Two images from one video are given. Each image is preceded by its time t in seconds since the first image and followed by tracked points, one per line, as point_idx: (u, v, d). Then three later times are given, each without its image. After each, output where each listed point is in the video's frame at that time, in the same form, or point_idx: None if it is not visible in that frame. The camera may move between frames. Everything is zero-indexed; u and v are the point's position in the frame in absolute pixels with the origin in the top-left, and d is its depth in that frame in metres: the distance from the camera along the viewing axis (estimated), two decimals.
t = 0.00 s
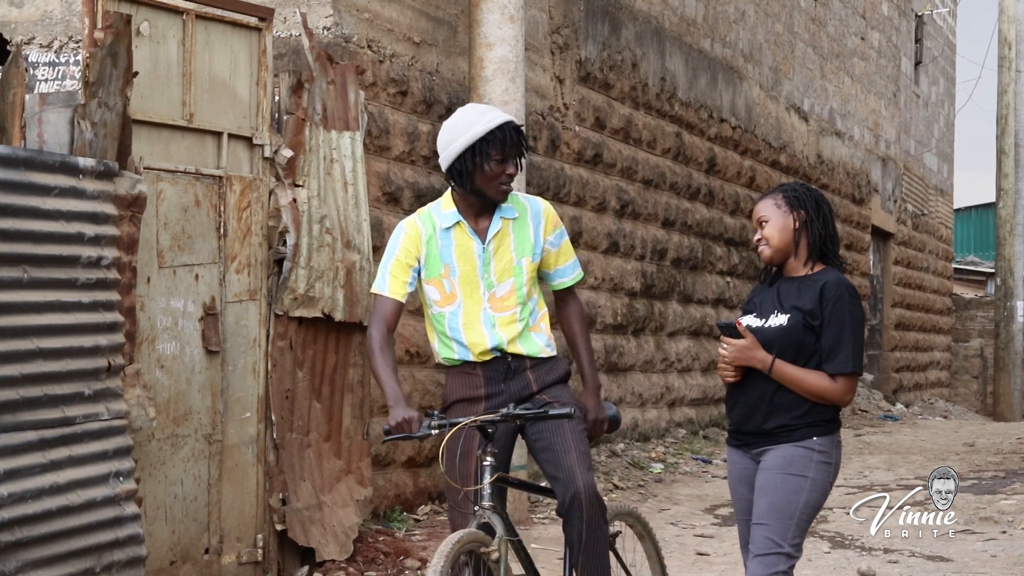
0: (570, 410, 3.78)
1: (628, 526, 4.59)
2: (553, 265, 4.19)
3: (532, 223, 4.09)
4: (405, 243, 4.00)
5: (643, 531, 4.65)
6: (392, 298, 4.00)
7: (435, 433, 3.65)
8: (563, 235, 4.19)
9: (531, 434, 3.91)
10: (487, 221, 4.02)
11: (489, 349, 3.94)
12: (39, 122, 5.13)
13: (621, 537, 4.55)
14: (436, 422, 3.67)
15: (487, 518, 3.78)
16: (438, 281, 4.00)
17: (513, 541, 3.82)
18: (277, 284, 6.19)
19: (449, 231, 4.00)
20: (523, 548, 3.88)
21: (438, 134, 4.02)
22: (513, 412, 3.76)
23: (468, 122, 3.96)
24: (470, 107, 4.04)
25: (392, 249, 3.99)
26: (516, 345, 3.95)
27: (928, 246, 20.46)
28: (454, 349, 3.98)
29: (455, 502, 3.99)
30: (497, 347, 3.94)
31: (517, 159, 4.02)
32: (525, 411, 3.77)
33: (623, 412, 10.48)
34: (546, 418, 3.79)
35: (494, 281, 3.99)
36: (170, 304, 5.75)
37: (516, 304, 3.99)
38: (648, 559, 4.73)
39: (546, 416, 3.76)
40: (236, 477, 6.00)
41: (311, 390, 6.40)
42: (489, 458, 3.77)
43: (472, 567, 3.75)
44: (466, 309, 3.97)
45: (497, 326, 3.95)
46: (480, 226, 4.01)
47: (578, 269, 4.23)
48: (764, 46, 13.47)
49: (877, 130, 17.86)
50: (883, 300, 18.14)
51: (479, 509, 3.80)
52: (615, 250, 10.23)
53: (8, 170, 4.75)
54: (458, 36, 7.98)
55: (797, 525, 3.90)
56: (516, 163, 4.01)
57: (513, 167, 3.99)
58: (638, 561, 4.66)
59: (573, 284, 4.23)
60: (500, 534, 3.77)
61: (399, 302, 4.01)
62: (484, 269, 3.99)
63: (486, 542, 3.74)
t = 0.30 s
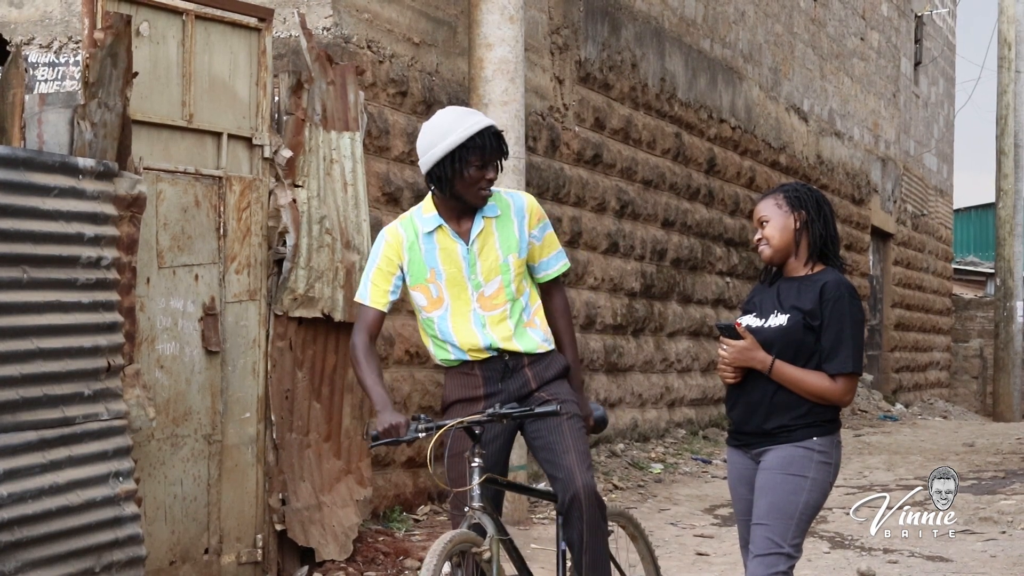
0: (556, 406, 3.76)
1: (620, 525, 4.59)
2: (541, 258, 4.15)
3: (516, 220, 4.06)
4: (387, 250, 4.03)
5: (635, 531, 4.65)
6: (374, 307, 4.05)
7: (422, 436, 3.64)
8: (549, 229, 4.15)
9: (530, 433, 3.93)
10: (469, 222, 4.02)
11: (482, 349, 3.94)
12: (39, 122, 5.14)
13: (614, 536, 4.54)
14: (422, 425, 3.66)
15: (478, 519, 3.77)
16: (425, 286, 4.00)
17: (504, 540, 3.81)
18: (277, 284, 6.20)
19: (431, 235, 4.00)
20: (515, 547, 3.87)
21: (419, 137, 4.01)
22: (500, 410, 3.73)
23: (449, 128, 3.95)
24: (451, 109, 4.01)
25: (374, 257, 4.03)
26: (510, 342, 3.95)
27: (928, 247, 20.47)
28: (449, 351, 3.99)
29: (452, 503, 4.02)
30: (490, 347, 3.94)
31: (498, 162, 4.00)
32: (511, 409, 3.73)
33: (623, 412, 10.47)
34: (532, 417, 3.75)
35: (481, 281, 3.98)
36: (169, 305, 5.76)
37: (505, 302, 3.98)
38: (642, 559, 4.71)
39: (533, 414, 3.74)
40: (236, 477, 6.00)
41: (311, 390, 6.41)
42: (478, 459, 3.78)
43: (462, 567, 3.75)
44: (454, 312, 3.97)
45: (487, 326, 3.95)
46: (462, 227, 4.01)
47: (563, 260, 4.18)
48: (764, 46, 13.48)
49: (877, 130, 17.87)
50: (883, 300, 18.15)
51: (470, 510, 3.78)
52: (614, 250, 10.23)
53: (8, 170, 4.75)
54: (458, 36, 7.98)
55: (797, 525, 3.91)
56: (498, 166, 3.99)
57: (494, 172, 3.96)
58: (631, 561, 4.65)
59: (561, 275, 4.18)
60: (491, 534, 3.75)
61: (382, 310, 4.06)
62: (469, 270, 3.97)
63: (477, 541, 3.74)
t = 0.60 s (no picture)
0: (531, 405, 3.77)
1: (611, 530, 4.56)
2: (538, 258, 4.19)
3: (509, 226, 4.09)
4: (379, 263, 4.05)
5: (627, 536, 4.61)
6: (364, 321, 4.08)
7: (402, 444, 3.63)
8: (543, 229, 4.18)
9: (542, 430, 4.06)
10: (460, 232, 4.03)
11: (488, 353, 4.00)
12: (39, 122, 5.14)
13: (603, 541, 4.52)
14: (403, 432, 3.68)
15: (463, 522, 3.78)
16: (423, 297, 4.04)
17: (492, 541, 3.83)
18: (277, 284, 6.20)
19: (423, 247, 4.02)
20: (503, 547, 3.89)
21: (404, 153, 4.01)
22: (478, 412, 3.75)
23: (433, 143, 3.95)
24: (436, 123, 4.01)
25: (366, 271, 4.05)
26: (517, 344, 4.01)
27: (928, 247, 20.47)
28: (456, 356, 4.05)
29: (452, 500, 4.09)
30: (496, 351, 4.00)
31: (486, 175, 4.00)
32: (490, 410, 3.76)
33: (623, 412, 10.47)
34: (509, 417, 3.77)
35: (478, 289, 4.02)
36: (169, 305, 5.75)
37: (505, 306, 4.03)
38: (634, 562, 4.69)
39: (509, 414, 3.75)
40: (236, 478, 6.00)
41: (311, 390, 6.41)
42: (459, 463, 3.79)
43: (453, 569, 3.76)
44: (455, 321, 4.02)
45: (489, 331, 4.01)
46: (454, 237, 4.02)
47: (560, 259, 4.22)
48: (764, 46, 13.49)
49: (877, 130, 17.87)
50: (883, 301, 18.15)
51: (455, 512, 3.79)
52: (614, 250, 10.23)
53: (8, 170, 4.75)
54: (458, 37, 7.98)
55: (797, 525, 3.91)
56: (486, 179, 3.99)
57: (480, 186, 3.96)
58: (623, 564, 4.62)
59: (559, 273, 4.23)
60: (477, 535, 3.77)
61: (373, 324, 4.08)
62: (465, 278, 4.01)
63: (464, 543, 3.75)
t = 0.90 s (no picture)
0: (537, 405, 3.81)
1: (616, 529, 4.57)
2: (548, 263, 4.23)
3: (518, 233, 4.12)
4: (388, 269, 4.10)
5: (632, 535, 4.62)
6: (375, 324, 4.11)
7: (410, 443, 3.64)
8: (553, 235, 4.21)
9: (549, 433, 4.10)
10: (469, 239, 4.07)
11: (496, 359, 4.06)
12: (40, 122, 5.14)
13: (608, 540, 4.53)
14: (409, 431, 3.70)
15: (469, 521, 3.78)
16: (431, 303, 4.09)
17: (496, 541, 3.83)
18: (278, 284, 6.19)
19: (432, 254, 4.07)
20: (506, 547, 3.90)
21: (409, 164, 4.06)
22: (484, 412, 3.78)
23: (437, 154, 3.99)
24: (439, 135, 4.06)
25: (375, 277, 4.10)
26: (525, 349, 4.06)
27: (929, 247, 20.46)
28: (465, 361, 4.11)
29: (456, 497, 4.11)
30: (504, 356, 4.05)
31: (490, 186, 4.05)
32: (496, 410, 3.80)
33: (623, 412, 10.47)
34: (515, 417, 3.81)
35: (487, 296, 4.06)
36: (170, 305, 5.76)
37: (514, 313, 4.08)
38: (638, 562, 4.70)
39: (515, 414, 3.79)
40: (237, 478, 6.00)
41: (312, 390, 6.41)
42: (466, 462, 3.80)
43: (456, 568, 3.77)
44: (464, 327, 4.07)
45: (497, 337, 4.06)
46: (462, 245, 4.07)
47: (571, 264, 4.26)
48: (764, 46, 13.48)
49: (878, 130, 17.86)
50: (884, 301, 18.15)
51: (461, 511, 3.78)
52: (615, 250, 10.23)
53: (8, 170, 4.75)
54: (459, 36, 7.97)
55: (797, 525, 3.90)
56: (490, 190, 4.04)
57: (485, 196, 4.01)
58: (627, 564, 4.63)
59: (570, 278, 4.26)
60: (483, 535, 3.77)
61: (382, 327, 4.12)
62: (473, 285, 4.06)
63: (469, 543, 3.75)
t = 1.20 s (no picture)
0: (538, 403, 3.80)
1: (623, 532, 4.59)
2: (568, 270, 4.24)
3: (540, 236, 4.14)
4: (409, 261, 4.15)
5: (638, 539, 4.64)
6: (392, 314, 4.16)
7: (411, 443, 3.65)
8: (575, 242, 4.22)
9: (558, 434, 4.10)
10: (492, 239, 4.10)
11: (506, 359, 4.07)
12: (40, 122, 5.14)
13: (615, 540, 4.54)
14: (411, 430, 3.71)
15: (471, 520, 3.79)
16: (449, 299, 4.13)
17: (499, 539, 3.84)
18: (278, 284, 6.19)
19: (454, 250, 4.11)
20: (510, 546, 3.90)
21: (438, 159, 4.10)
22: (485, 411, 3.78)
23: (466, 150, 4.03)
24: (470, 131, 4.10)
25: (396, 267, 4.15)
26: (536, 351, 4.07)
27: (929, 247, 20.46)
28: (475, 359, 4.13)
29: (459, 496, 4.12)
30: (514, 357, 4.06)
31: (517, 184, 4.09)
32: (495, 408, 3.79)
33: (623, 412, 10.47)
34: (516, 415, 3.81)
35: (504, 296, 4.09)
36: (171, 304, 5.76)
37: (530, 315, 4.09)
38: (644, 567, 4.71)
39: (516, 412, 3.79)
40: (237, 478, 6.00)
41: (312, 390, 6.41)
42: (468, 461, 3.81)
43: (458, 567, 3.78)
44: (477, 325, 4.10)
45: (510, 338, 4.07)
46: (485, 244, 4.10)
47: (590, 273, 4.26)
48: (765, 46, 13.47)
49: (878, 130, 17.86)
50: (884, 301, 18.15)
51: (463, 510, 3.79)
52: (615, 250, 10.23)
53: (9, 170, 4.75)
54: (459, 36, 7.97)
55: (796, 525, 3.90)
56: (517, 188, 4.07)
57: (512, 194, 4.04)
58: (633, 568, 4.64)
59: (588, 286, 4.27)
60: (484, 533, 3.79)
61: (400, 318, 4.17)
62: (491, 284, 4.08)
63: (471, 541, 3.76)
